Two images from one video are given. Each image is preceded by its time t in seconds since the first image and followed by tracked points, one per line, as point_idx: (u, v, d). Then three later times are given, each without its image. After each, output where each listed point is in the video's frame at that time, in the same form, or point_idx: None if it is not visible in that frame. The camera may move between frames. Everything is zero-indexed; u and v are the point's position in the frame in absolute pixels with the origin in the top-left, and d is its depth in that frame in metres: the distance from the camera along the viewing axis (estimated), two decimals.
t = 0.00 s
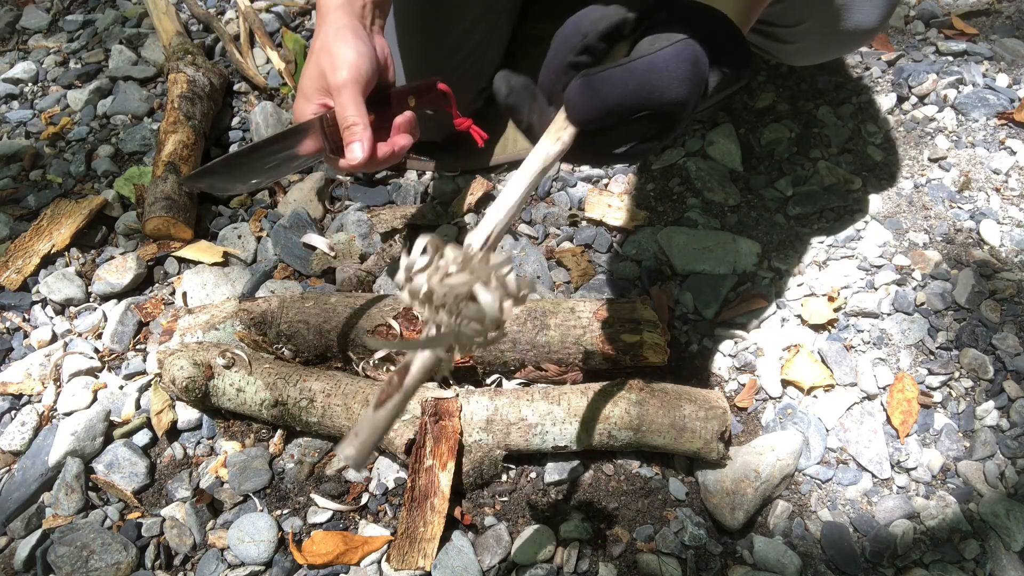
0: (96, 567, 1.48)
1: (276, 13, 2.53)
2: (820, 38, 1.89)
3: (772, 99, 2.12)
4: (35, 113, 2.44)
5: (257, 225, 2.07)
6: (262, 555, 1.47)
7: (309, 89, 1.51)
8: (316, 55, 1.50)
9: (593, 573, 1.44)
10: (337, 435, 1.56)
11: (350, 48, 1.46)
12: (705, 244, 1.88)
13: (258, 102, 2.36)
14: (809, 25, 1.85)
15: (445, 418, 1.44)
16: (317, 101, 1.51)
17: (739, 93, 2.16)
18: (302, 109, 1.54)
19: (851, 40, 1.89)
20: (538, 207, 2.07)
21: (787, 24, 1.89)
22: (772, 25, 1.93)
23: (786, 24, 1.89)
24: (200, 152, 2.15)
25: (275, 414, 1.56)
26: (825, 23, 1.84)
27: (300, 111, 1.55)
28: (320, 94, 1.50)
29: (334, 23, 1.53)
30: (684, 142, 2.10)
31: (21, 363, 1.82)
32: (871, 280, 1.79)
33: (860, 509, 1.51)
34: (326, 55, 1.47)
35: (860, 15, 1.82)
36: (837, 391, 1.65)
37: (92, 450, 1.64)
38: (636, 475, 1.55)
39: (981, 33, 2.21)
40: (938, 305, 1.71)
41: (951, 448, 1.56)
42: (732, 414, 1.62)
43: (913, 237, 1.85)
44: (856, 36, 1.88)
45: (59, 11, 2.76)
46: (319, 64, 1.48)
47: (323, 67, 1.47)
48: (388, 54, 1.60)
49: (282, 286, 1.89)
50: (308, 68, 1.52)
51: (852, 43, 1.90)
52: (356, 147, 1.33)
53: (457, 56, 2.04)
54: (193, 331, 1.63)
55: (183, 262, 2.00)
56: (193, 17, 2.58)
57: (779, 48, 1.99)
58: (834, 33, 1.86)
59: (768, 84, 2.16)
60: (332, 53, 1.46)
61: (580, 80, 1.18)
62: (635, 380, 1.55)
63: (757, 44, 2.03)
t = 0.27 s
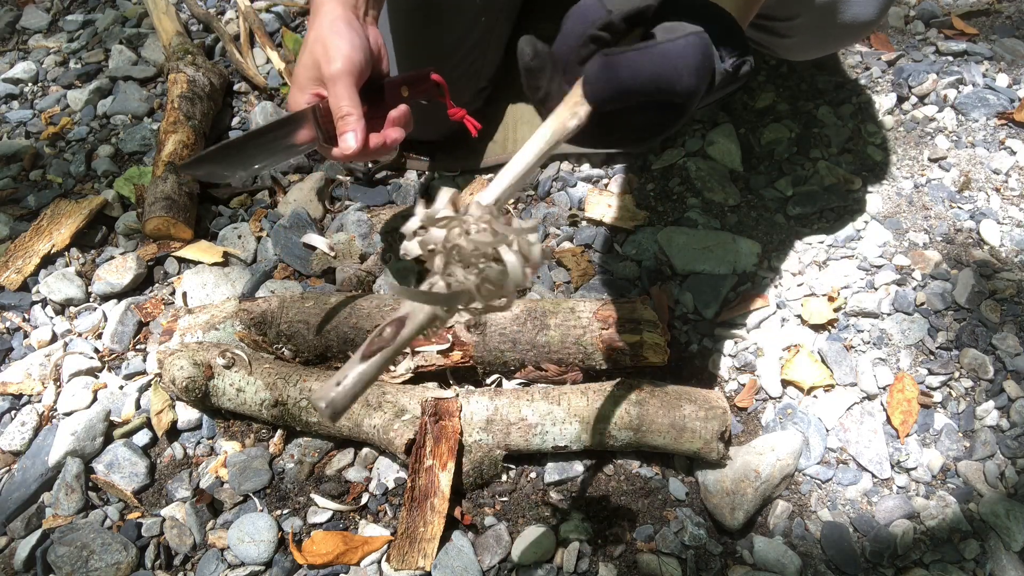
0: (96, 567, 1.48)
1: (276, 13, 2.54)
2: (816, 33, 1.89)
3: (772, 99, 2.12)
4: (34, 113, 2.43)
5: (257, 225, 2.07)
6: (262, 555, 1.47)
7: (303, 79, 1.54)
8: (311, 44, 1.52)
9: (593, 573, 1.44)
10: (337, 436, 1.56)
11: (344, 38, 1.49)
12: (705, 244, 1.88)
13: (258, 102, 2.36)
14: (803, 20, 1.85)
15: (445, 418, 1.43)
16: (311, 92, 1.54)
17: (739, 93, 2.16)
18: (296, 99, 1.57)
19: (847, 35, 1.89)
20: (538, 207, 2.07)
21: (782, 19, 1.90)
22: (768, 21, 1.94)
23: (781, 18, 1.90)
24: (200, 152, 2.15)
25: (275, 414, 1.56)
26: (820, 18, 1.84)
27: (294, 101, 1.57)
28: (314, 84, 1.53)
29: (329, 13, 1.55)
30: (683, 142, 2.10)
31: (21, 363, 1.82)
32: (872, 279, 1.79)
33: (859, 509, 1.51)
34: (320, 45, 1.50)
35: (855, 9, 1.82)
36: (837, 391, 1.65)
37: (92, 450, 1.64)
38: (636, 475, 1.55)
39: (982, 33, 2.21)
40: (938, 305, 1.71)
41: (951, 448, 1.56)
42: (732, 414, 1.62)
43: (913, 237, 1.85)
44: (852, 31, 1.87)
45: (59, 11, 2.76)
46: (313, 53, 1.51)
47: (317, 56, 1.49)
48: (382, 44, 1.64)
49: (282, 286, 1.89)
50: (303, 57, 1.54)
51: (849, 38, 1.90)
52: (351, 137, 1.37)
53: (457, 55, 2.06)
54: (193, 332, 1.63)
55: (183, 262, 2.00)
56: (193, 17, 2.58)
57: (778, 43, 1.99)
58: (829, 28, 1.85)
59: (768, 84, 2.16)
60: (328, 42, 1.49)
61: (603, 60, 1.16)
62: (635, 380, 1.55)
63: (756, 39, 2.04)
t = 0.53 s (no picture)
0: (96, 567, 1.48)
1: (276, 13, 2.54)
2: (817, 22, 1.83)
3: (772, 99, 2.12)
4: (34, 113, 2.43)
5: (257, 225, 2.07)
6: (262, 555, 1.47)
7: (310, 66, 1.38)
8: (333, 32, 1.40)
9: (593, 573, 1.44)
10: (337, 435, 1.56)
11: (373, 36, 1.44)
12: (705, 244, 1.88)
13: (258, 102, 2.36)
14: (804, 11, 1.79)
15: (445, 417, 1.43)
16: (318, 83, 1.40)
17: (739, 93, 2.16)
18: (296, 84, 1.39)
19: (849, 21, 1.85)
20: (538, 207, 2.07)
21: (782, 10, 1.83)
22: (766, 12, 1.87)
23: (781, 9, 1.83)
24: (200, 152, 2.15)
25: (275, 414, 1.56)
26: (821, 9, 1.79)
27: (290, 85, 1.39)
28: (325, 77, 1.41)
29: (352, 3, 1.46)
30: (683, 142, 2.10)
31: (21, 363, 1.82)
32: (872, 279, 1.79)
33: (860, 509, 1.51)
34: (349, 37, 1.41)
35: None
36: (837, 391, 1.65)
37: (92, 450, 1.64)
38: (636, 475, 1.55)
39: (982, 33, 2.21)
40: (938, 305, 1.71)
41: (951, 448, 1.56)
42: (732, 414, 1.62)
43: (913, 237, 1.85)
44: (853, 17, 1.83)
45: (59, 11, 2.76)
46: (337, 43, 1.39)
47: (343, 49, 1.39)
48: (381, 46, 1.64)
49: (283, 286, 1.89)
50: (316, 42, 1.39)
51: (849, 24, 1.86)
52: (374, 138, 1.41)
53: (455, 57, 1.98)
54: (193, 332, 1.63)
55: (183, 262, 2.00)
56: (193, 17, 2.58)
57: (778, 32, 1.92)
58: (831, 17, 1.80)
59: (768, 84, 2.16)
60: (355, 35, 1.41)
61: (484, 83, 1.27)
62: (635, 380, 1.55)
63: (754, 27, 1.97)
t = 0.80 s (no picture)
0: (96, 567, 1.48)
1: (276, 13, 2.54)
2: (821, 18, 1.80)
3: (772, 99, 2.12)
4: (34, 113, 2.43)
5: (257, 225, 2.07)
6: (262, 555, 1.47)
7: (389, 98, 1.14)
8: (393, 70, 1.16)
9: (593, 574, 1.44)
10: (337, 435, 1.56)
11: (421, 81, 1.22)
12: (705, 244, 1.88)
13: (258, 102, 2.36)
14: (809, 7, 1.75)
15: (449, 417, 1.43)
16: (394, 120, 1.15)
17: (739, 93, 2.16)
18: (370, 117, 1.12)
19: (853, 16, 1.82)
20: (538, 207, 2.07)
21: (785, 7, 1.79)
22: (769, 9, 1.83)
23: (784, 7, 1.79)
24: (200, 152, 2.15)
25: (275, 414, 1.56)
26: (824, 5, 1.76)
27: (367, 117, 1.12)
28: (400, 115, 1.16)
29: (384, 43, 1.21)
30: (683, 142, 2.10)
31: (21, 363, 1.82)
32: (872, 280, 1.79)
33: (860, 509, 1.51)
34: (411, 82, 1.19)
35: None
36: (837, 391, 1.65)
37: (92, 450, 1.64)
38: (636, 475, 1.55)
39: (982, 33, 2.21)
40: (938, 305, 1.71)
41: (951, 448, 1.56)
42: (732, 414, 1.62)
43: (913, 237, 1.85)
44: (857, 12, 1.80)
45: (59, 11, 2.76)
46: (399, 82, 1.16)
47: (411, 90, 1.18)
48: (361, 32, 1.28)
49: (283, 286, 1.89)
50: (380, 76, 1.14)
51: (853, 18, 1.83)
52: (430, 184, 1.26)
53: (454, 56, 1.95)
54: (193, 332, 1.63)
55: (183, 262, 2.00)
56: (193, 17, 2.58)
57: (780, 29, 1.89)
58: (835, 13, 1.78)
59: (768, 84, 2.16)
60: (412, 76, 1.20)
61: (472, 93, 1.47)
62: (635, 380, 1.55)
63: (754, 23, 1.93)
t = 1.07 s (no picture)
0: (96, 567, 1.48)
1: (276, 13, 2.54)
2: (827, 22, 1.80)
3: (772, 99, 2.12)
4: (34, 113, 2.43)
5: (257, 225, 2.07)
6: (262, 555, 1.47)
7: (400, 113, 1.14)
8: (400, 83, 1.16)
9: (593, 574, 1.44)
10: (337, 435, 1.56)
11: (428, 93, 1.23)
12: (705, 244, 1.88)
13: (258, 102, 2.36)
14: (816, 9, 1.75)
15: (445, 418, 1.41)
16: (409, 129, 1.15)
17: (739, 93, 2.16)
18: (384, 128, 1.12)
19: (859, 22, 1.82)
20: (537, 207, 2.07)
21: (792, 9, 1.79)
22: (775, 11, 1.83)
23: (791, 8, 1.79)
24: (200, 152, 2.15)
25: (275, 414, 1.56)
26: (831, 8, 1.76)
27: (382, 130, 1.12)
28: (412, 127, 1.15)
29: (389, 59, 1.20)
30: (684, 142, 2.11)
31: (21, 363, 1.82)
32: (871, 280, 1.79)
33: (860, 509, 1.51)
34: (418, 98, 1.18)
35: None
36: (837, 391, 1.65)
37: (92, 450, 1.64)
38: (636, 475, 1.55)
39: (981, 33, 2.21)
40: (938, 305, 1.71)
41: (951, 448, 1.56)
42: (732, 414, 1.62)
43: (913, 237, 1.85)
44: (863, 18, 1.80)
45: (59, 11, 2.76)
46: (406, 96, 1.16)
47: (419, 102, 1.17)
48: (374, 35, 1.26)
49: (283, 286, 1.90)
50: (388, 90, 1.14)
51: (859, 25, 1.83)
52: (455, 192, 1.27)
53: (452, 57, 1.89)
54: (193, 332, 1.63)
55: (183, 262, 2.00)
56: (193, 17, 2.58)
57: (786, 31, 1.89)
58: (842, 17, 1.78)
59: (768, 84, 2.16)
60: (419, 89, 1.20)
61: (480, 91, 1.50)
62: (635, 380, 1.55)
63: (760, 25, 1.93)
